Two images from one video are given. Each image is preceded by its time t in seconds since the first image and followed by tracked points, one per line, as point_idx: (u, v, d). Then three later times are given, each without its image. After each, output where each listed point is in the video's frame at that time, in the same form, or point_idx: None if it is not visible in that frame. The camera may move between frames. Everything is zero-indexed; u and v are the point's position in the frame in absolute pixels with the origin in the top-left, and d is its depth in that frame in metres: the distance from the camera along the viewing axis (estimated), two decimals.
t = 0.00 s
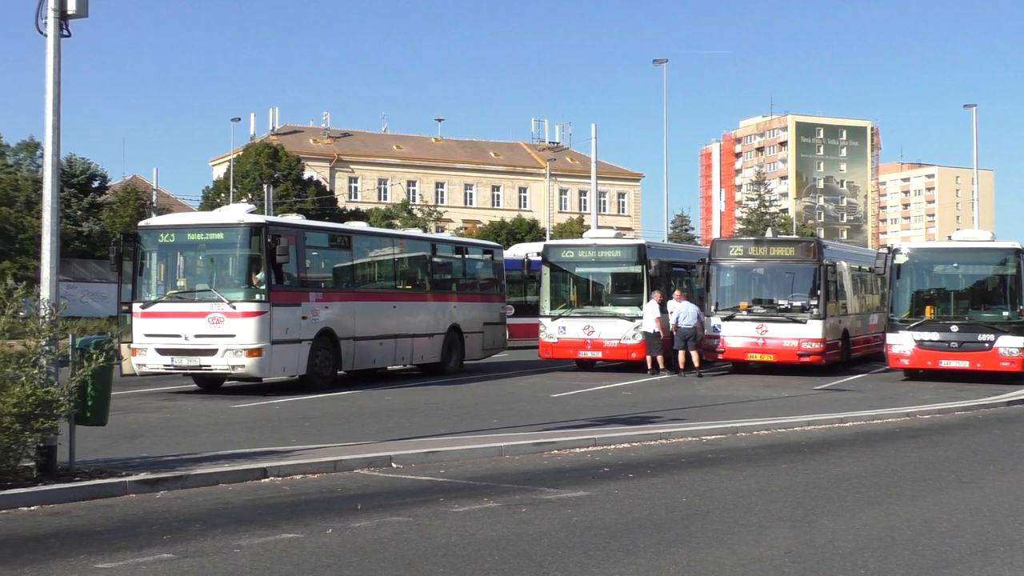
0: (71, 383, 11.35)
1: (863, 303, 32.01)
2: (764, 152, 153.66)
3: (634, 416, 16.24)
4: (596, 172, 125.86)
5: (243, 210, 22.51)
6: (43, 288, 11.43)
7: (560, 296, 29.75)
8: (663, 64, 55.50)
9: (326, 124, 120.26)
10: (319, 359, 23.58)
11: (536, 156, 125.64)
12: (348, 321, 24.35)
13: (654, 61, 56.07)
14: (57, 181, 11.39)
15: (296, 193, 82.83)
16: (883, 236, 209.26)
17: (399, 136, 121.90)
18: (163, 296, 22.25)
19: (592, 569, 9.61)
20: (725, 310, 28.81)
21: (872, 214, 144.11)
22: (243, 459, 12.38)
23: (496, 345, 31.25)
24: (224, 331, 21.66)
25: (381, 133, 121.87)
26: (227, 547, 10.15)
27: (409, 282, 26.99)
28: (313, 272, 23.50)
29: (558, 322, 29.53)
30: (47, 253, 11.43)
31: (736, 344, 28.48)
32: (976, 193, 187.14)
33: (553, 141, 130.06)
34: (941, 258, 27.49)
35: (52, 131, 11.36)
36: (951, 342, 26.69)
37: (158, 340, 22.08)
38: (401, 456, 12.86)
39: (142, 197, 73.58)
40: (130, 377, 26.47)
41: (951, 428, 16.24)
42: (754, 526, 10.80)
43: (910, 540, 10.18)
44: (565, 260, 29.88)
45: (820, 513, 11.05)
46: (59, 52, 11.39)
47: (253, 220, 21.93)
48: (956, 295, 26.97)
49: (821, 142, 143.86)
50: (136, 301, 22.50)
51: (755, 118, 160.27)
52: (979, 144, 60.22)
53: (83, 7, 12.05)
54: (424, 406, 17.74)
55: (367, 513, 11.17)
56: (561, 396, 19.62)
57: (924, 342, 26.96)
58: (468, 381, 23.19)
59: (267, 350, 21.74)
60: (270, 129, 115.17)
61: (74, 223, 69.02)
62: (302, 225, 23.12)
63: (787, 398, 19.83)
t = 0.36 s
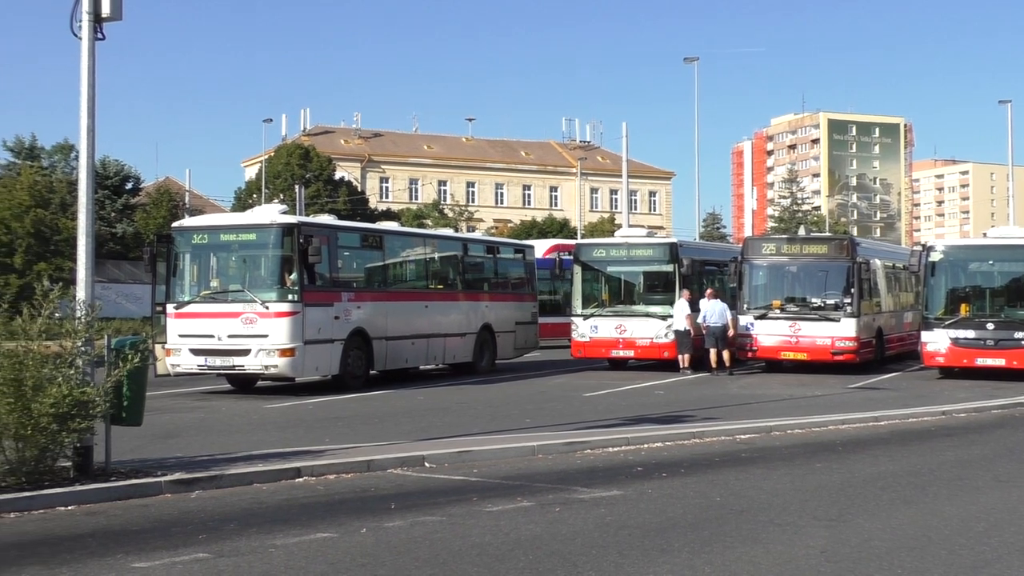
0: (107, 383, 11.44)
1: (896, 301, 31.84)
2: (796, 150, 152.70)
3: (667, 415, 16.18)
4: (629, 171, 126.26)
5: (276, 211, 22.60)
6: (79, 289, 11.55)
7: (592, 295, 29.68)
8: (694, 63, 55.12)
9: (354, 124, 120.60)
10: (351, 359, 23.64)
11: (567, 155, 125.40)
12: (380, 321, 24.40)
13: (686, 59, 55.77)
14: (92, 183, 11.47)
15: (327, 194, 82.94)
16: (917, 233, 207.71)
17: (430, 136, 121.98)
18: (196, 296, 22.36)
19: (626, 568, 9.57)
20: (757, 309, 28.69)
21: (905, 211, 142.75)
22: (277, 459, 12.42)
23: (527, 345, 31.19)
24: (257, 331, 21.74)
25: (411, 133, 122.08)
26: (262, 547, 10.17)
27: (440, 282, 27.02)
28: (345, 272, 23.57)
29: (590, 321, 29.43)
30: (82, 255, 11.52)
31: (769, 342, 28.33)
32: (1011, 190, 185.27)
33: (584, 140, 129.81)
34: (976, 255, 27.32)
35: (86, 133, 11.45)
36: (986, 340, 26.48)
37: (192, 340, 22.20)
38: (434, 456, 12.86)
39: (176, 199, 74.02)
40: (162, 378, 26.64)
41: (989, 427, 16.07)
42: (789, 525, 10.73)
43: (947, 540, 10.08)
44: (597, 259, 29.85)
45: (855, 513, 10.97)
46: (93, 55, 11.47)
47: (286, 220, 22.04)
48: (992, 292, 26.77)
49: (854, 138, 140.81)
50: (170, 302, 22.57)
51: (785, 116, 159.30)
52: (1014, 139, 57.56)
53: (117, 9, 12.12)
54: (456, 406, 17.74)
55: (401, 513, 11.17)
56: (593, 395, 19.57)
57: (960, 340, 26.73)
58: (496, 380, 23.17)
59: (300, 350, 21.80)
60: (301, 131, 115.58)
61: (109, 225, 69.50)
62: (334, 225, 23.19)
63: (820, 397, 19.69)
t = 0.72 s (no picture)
0: (140, 383, 11.48)
1: (929, 300, 31.65)
2: (825, 148, 151.89)
3: (697, 415, 16.13)
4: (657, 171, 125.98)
5: (306, 212, 22.67)
6: (112, 289, 11.60)
7: (621, 295, 29.65)
8: (724, 61, 54.85)
9: (381, 125, 121.00)
10: (381, 359, 23.70)
11: (596, 155, 125.27)
12: (410, 322, 24.43)
13: (716, 57, 55.51)
14: (125, 184, 11.50)
15: (357, 195, 83.16)
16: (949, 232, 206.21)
17: (460, 137, 122.15)
18: (227, 297, 22.47)
19: (657, 568, 9.55)
20: (788, 309, 28.59)
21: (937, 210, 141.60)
22: (307, 459, 12.45)
23: (557, 345, 31.18)
24: (287, 332, 21.81)
25: (440, 133, 122.33)
26: (294, 547, 10.19)
27: (470, 282, 27.04)
28: (375, 273, 23.62)
29: (619, 321, 29.39)
30: (115, 256, 11.60)
31: (800, 342, 28.23)
32: None
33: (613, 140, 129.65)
34: (1009, 254, 27.12)
35: (119, 135, 11.51)
36: (1020, 340, 26.30)
37: (223, 341, 22.32)
38: (464, 456, 12.87)
39: (207, 201, 74.44)
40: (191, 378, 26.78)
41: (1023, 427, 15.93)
42: (821, 525, 10.68)
43: (981, 540, 10.01)
44: (627, 259, 29.77)
45: (888, 513, 10.91)
46: (126, 58, 11.53)
47: (316, 220, 22.10)
48: None
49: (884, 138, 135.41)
50: (202, 303, 22.73)
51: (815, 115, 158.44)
52: None
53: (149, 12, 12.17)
54: (485, 406, 17.74)
55: (431, 513, 11.18)
56: (623, 395, 19.53)
57: (993, 339, 26.57)
58: (522, 381, 23.15)
59: (330, 350, 21.86)
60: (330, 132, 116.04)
61: (142, 226, 70.08)
62: (364, 226, 23.24)
63: (851, 397, 19.59)
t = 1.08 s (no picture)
0: (169, 382, 11.53)
1: (958, 300, 31.46)
2: (854, 148, 151.08)
3: (725, 416, 16.07)
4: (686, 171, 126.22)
5: (334, 211, 22.74)
6: (142, 289, 11.65)
7: (649, 295, 29.61)
8: (751, 61, 54.64)
9: (406, 125, 121.27)
10: (409, 358, 23.74)
11: (624, 154, 125.15)
12: (437, 321, 24.46)
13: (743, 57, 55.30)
14: (155, 184, 11.54)
15: (385, 194, 83.32)
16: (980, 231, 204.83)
17: (487, 136, 122.25)
18: (256, 296, 22.55)
19: (686, 568, 9.52)
20: (816, 308, 28.44)
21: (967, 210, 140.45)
22: (335, 458, 12.48)
23: (585, 344, 31.15)
24: (316, 331, 21.87)
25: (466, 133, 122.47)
26: (322, 545, 10.21)
27: (497, 281, 27.06)
28: (403, 272, 23.65)
29: (647, 321, 29.35)
30: (146, 256, 11.64)
31: (828, 342, 28.11)
32: None
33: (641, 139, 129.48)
34: None
35: (149, 135, 11.54)
36: None
37: (252, 340, 22.40)
38: (492, 455, 12.88)
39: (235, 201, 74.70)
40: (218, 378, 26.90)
41: None
42: (850, 526, 10.62)
43: (1013, 542, 9.94)
44: (654, 258, 29.73)
45: (918, 514, 10.84)
46: (155, 59, 11.55)
47: (344, 220, 22.14)
48: None
49: (915, 137, 129.68)
50: (230, 302, 22.85)
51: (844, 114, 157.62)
52: None
53: (178, 12, 12.22)
54: (514, 406, 17.75)
55: (459, 512, 11.18)
56: (650, 395, 19.49)
57: None
58: (546, 380, 23.13)
59: (358, 350, 21.90)
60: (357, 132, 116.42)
61: (170, 226, 70.46)
62: (392, 225, 23.28)
63: (881, 398, 19.48)
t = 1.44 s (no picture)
0: (196, 382, 11.56)
1: (986, 300, 31.29)
2: (880, 147, 150.42)
3: (750, 416, 16.02)
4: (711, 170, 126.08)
5: (359, 211, 22.80)
6: (168, 289, 11.68)
7: (674, 294, 29.60)
8: (776, 59, 54.41)
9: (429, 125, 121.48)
10: (433, 358, 23.76)
11: (648, 154, 125.00)
12: (462, 320, 24.47)
13: (768, 55, 55.11)
14: (182, 185, 11.57)
15: (409, 194, 83.45)
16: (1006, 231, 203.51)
17: (511, 137, 122.29)
18: (281, 296, 22.61)
19: (712, 568, 9.48)
20: (842, 308, 28.38)
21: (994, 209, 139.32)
22: (361, 458, 12.50)
23: (610, 345, 31.14)
24: (341, 331, 21.90)
25: (490, 133, 122.57)
26: (347, 545, 10.22)
27: (522, 281, 27.06)
28: (427, 272, 23.68)
29: (672, 320, 29.37)
30: (173, 255, 11.68)
31: (854, 342, 28.05)
32: None
33: (666, 139, 129.32)
34: None
35: (176, 135, 11.57)
36: None
37: (277, 340, 22.47)
38: (517, 455, 12.87)
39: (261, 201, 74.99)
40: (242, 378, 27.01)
41: None
42: (877, 526, 10.55)
43: None
44: (679, 258, 29.63)
45: (945, 514, 10.77)
46: (183, 59, 11.58)
47: (369, 220, 22.18)
48: None
49: (941, 136, 128.48)
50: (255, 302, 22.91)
51: (870, 114, 156.86)
52: None
53: (205, 13, 12.30)
54: (539, 405, 17.75)
55: (484, 511, 11.17)
56: (675, 395, 19.45)
57: None
58: (567, 380, 23.10)
59: (383, 350, 21.93)
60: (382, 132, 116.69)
61: (196, 226, 70.78)
62: (417, 225, 23.31)
63: (909, 398, 19.38)
